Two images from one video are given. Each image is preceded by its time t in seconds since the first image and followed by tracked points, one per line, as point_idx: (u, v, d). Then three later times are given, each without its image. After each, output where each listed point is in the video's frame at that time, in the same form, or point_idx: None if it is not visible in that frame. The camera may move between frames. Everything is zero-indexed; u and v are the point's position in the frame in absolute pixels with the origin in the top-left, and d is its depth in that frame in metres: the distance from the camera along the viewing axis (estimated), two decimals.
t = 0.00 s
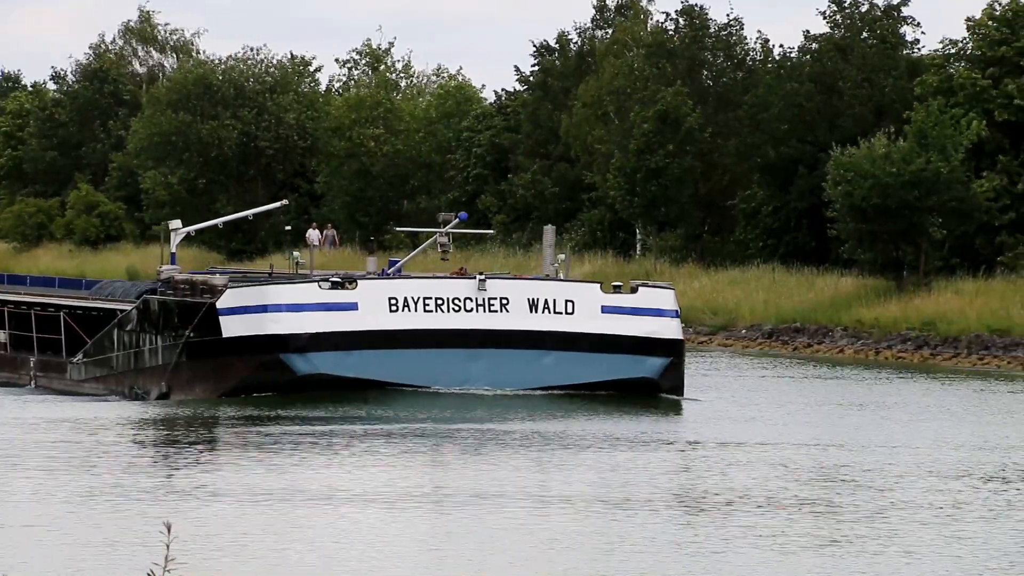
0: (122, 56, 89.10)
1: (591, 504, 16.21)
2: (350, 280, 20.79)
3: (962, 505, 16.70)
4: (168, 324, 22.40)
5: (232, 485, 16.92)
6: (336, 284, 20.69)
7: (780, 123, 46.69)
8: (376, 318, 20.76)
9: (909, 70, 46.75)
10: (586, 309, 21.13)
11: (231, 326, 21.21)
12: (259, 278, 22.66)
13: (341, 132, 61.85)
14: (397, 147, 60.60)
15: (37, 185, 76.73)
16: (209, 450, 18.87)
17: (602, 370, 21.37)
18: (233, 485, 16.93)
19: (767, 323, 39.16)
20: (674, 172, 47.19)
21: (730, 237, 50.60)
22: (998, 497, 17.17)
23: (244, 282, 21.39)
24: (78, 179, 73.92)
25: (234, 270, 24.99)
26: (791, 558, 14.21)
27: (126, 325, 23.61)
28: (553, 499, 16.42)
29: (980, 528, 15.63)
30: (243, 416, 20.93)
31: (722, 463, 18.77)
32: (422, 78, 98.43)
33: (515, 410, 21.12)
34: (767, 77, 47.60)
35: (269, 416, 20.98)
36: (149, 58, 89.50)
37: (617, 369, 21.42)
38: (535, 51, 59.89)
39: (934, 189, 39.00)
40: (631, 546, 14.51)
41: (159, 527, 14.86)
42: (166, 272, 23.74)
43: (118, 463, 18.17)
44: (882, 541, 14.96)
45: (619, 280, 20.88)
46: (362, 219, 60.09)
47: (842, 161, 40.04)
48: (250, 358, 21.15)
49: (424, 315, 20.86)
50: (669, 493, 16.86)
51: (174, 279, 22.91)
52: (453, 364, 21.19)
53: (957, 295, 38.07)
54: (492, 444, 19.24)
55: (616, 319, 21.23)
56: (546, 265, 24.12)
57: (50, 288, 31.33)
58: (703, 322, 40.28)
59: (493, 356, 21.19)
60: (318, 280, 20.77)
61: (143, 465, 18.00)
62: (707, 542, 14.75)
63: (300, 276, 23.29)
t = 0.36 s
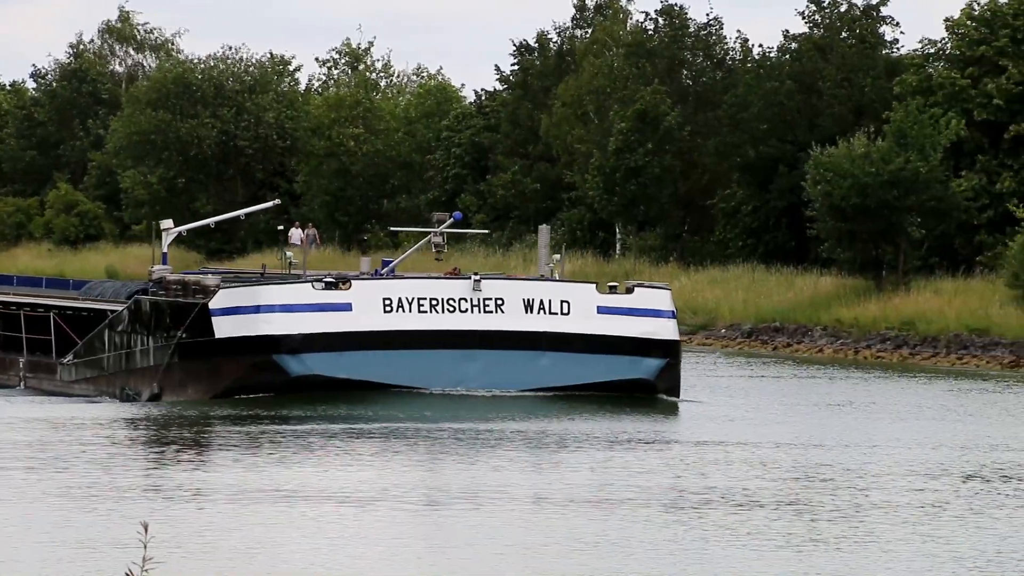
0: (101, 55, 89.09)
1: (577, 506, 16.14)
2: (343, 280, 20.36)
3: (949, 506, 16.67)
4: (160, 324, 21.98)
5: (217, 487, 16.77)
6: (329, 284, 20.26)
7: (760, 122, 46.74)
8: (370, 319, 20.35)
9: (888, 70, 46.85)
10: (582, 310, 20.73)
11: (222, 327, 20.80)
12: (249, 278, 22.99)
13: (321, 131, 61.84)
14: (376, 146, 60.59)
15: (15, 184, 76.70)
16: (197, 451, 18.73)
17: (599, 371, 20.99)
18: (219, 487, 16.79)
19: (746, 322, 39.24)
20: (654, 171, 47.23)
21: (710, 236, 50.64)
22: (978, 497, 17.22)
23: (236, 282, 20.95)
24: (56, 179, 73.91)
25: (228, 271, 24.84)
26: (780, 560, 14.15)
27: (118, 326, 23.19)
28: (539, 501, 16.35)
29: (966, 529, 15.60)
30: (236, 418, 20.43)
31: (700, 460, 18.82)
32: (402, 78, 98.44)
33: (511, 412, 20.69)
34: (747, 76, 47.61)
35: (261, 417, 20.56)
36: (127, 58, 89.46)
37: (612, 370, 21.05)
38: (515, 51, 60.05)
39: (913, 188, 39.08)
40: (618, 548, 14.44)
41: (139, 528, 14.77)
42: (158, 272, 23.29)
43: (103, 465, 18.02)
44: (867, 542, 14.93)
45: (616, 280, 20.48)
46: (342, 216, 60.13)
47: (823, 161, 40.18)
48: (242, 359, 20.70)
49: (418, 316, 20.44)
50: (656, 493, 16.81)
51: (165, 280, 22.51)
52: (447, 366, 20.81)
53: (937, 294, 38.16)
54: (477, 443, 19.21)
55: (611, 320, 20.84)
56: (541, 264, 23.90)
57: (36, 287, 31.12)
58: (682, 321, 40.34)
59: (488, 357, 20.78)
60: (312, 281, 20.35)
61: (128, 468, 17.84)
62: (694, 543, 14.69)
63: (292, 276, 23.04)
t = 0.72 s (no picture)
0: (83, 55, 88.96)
1: (567, 506, 16.11)
2: (340, 280, 20.30)
3: (936, 506, 16.67)
4: (155, 325, 21.70)
5: (208, 488, 16.68)
6: (326, 285, 20.21)
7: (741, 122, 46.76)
8: (367, 320, 20.28)
9: (870, 69, 46.82)
10: (579, 311, 20.62)
11: (217, 329, 20.67)
12: (245, 278, 23.09)
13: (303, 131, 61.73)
14: (358, 146, 60.57)
15: None
16: (191, 453, 18.55)
17: (597, 371, 20.89)
18: (210, 489, 16.70)
19: (728, 322, 39.27)
20: (636, 172, 47.27)
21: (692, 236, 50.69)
22: (964, 496, 17.24)
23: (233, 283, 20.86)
24: (37, 179, 73.80)
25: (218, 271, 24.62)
26: (769, 559, 14.16)
27: (112, 327, 22.85)
28: (529, 501, 16.32)
29: (954, 529, 15.60)
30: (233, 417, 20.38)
31: (688, 457, 18.76)
32: (385, 78, 98.26)
33: (509, 413, 20.61)
34: (729, 76, 47.66)
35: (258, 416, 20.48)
36: (109, 58, 89.33)
37: (611, 371, 20.94)
38: (497, 51, 60.15)
39: (895, 189, 39.10)
40: (608, 548, 14.43)
41: (127, 527, 14.80)
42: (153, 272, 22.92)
43: (93, 466, 17.91)
44: (854, 541, 14.95)
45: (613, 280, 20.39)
46: (323, 216, 60.12)
47: (803, 162, 40.22)
48: (238, 360, 20.65)
49: (416, 316, 20.37)
50: (645, 493, 16.79)
51: (159, 280, 22.22)
52: (445, 368, 20.67)
53: (919, 294, 38.17)
54: (471, 442, 19.07)
55: (609, 321, 20.74)
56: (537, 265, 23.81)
57: (23, 288, 30.93)
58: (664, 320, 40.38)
59: (485, 358, 20.68)
60: (308, 282, 20.31)
61: (118, 469, 17.72)
62: (683, 543, 14.68)
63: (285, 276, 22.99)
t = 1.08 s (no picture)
0: (69, 56, 89.01)
1: (564, 511, 15.95)
2: (340, 282, 19.78)
3: (934, 510, 16.57)
4: (153, 327, 21.15)
5: (202, 494, 16.49)
6: (326, 286, 19.68)
7: (727, 123, 47.02)
8: (368, 323, 19.78)
9: (856, 70, 46.92)
10: (582, 312, 20.16)
11: (217, 330, 20.15)
12: (244, 279, 22.90)
13: (289, 132, 61.79)
14: (344, 148, 60.64)
15: None
16: (186, 459, 18.32)
17: (600, 373, 20.46)
18: (203, 495, 16.51)
19: (714, 322, 39.40)
20: (623, 173, 47.30)
21: (677, 235, 50.77)
22: (955, 499, 17.19)
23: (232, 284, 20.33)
24: (23, 180, 73.80)
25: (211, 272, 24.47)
26: (770, 566, 14.02)
27: (110, 328, 22.36)
28: (526, 506, 16.16)
29: (952, 533, 15.49)
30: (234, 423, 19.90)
31: (682, 460, 18.66)
32: (369, 79, 98.35)
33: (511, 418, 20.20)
34: (716, 77, 47.86)
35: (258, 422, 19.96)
36: (95, 59, 89.37)
37: (613, 373, 20.51)
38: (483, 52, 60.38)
39: (880, 190, 39.19)
40: (607, 555, 14.28)
41: (113, 529, 14.87)
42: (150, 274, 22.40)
43: (84, 471, 17.71)
44: (851, 546, 14.86)
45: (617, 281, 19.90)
46: (308, 217, 60.25)
47: (790, 162, 40.31)
48: (238, 362, 20.14)
49: (418, 319, 19.87)
50: (642, 498, 16.66)
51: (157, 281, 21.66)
52: (446, 370, 20.23)
53: (904, 295, 38.27)
54: (466, 446, 18.90)
55: (613, 322, 20.26)
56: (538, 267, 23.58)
57: (14, 291, 30.74)
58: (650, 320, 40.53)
59: (487, 360, 20.22)
60: (308, 284, 19.80)
61: (109, 475, 17.51)
62: (681, 549, 14.54)
63: (283, 279, 22.74)
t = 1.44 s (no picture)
0: (55, 54, 88.96)
1: (559, 510, 15.93)
2: (341, 281, 19.59)
3: (925, 509, 16.58)
4: (152, 327, 20.94)
5: (193, 493, 16.44)
6: (327, 286, 19.49)
7: (714, 121, 47.01)
8: (369, 322, 19.59)
9: (841, 68, 46.81)
10: (585, 312, 19.98)
11: (217, 330, 19.92)
12: (244, 279, 22.74)
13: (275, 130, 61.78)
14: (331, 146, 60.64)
15: None
16: (182, 458, 18.21)
17: (602, 373, 20.27)
18: (193, 493, 16.47)
19: (701, 320, 39.42)
20: (610, 172, 47.35)
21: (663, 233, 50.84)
22: (944, 498, 17.21)
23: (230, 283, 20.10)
24: (9, 178, 73.70)
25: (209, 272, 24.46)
26: (765, 565, 14.00)
27: (108, 328, 22.15)
28: (523, 506, 16.09)
29: (948, 533, 15.45)
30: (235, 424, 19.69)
31: (675, 459, 18.64)
32: (355, 78, 98.33)
33: (513, 418, 20.05)
34: (701, 76, 47.88)
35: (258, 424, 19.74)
36: (82, 57, 89.34)
37: (616, 373, 20.31)
38: (470, 50, 60.48)
39: (867, 188, 39.24)
40: (601, 553, 14.26)
41: (94, 522, 15.11)
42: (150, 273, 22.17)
43: (82, 472, 17.54)
44: (842, 544, 14.88)
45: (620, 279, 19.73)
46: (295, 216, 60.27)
47: (775, 161, 40.45)
48: (238, 362, 19.93)
49: (419, 318, 19.68)
50: (636, 497, 16.64)
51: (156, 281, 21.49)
52: (447, 370, 20.01)
53: (890, 292, 38.38)
54: (463, 446, 18.82)
55: (617, 322, 20.09)
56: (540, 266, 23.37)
57: (9, 289, 30.70)
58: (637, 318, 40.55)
59: (489, 360, 20.04)
60: (308, 283, 19.61)
61: (101, 474, 17.45)
62: (675, 548, 14.54)
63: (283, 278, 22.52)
